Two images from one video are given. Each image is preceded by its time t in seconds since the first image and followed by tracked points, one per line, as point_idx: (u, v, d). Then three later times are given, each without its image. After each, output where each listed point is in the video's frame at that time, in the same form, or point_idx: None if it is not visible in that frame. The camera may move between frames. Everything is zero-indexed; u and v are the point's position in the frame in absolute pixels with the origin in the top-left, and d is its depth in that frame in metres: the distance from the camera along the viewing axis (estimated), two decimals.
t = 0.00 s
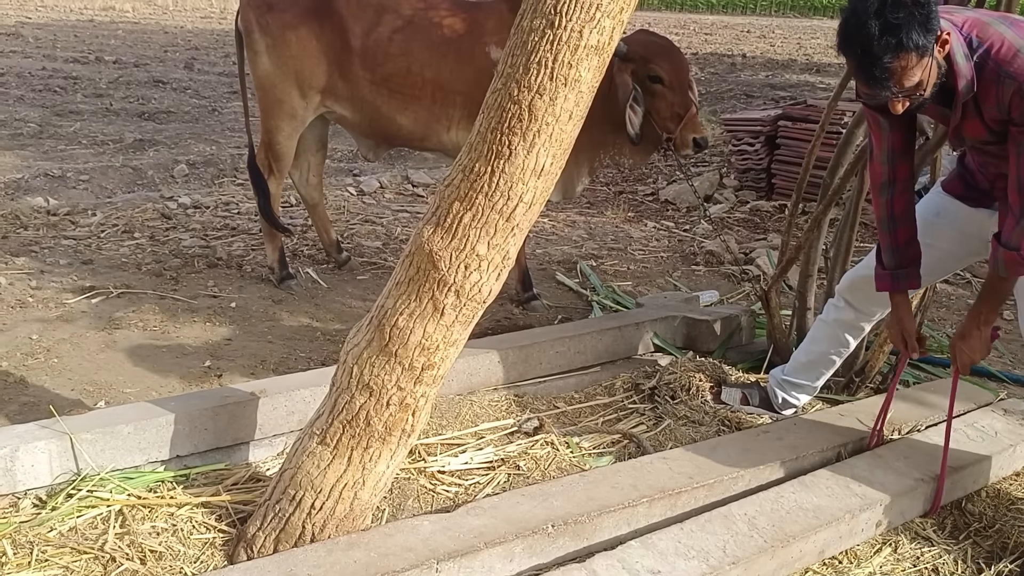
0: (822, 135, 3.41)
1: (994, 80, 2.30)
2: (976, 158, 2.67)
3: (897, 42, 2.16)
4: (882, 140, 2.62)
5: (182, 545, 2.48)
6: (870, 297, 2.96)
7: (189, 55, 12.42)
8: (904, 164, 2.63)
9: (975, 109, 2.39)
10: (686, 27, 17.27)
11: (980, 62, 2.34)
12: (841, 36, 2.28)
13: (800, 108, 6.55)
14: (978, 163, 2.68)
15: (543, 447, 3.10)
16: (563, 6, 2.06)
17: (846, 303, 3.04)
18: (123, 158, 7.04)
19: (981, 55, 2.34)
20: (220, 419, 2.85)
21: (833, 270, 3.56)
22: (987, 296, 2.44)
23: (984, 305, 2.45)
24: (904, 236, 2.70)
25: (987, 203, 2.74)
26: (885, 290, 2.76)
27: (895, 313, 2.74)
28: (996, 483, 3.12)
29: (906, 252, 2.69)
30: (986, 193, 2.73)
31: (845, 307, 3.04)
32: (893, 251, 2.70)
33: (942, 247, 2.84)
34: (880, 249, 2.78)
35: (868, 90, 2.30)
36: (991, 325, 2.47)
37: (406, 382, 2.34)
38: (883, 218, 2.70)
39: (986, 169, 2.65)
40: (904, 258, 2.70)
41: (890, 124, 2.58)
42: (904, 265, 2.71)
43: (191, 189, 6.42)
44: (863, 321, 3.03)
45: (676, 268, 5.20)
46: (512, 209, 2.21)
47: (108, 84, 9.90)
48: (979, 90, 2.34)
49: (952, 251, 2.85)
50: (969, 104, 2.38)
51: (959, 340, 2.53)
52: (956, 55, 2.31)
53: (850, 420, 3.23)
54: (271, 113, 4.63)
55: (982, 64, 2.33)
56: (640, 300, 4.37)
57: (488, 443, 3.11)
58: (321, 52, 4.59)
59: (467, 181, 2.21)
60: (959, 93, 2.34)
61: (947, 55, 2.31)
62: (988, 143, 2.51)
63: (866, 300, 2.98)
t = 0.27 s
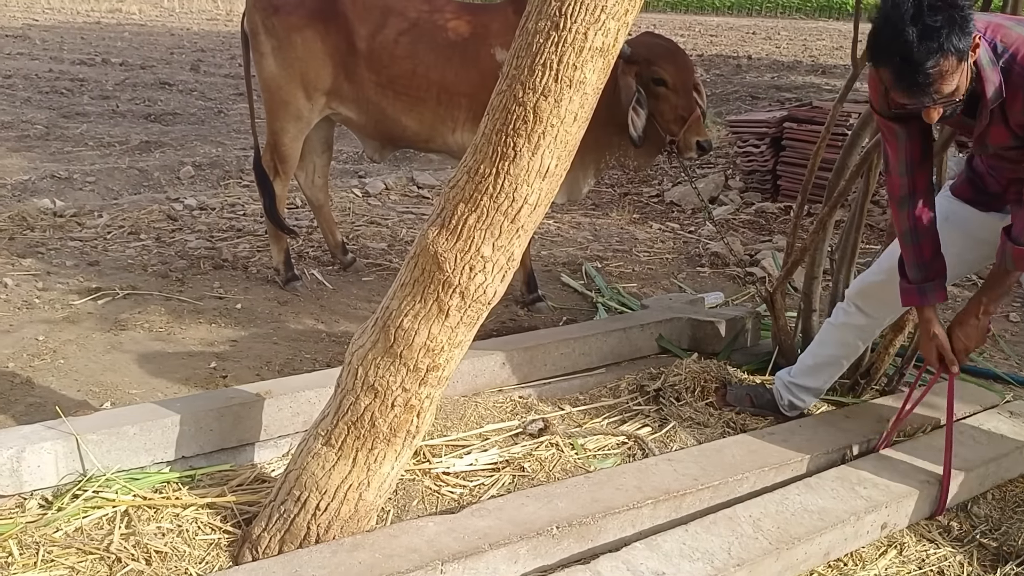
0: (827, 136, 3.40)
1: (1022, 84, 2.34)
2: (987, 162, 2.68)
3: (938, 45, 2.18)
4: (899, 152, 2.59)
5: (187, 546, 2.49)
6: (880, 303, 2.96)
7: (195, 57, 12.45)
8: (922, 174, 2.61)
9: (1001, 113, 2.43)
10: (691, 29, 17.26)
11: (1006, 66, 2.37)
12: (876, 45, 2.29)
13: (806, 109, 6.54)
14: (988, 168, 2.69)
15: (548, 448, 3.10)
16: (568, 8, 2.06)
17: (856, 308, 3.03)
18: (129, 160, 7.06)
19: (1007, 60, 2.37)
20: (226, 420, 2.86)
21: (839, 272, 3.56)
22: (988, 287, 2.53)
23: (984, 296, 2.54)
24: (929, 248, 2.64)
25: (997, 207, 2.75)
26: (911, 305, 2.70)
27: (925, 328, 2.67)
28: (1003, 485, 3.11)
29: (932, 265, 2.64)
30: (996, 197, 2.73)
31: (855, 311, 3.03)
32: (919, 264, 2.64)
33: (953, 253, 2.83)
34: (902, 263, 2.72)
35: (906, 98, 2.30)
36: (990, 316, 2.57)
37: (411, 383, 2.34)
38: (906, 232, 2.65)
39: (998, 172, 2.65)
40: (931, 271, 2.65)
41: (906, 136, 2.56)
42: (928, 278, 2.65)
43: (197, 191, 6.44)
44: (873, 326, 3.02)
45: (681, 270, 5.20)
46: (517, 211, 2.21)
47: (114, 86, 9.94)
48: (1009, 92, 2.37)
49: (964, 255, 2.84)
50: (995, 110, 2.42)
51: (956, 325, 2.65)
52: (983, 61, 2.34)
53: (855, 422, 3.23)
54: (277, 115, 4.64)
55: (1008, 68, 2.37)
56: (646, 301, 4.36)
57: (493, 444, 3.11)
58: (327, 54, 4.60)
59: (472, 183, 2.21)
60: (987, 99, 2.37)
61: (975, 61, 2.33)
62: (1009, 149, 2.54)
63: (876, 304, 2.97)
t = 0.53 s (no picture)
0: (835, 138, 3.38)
1: None
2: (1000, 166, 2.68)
3: (1005, 37, 2.17)
4: (918, 155, 2.61)
5: (193, 548, 2.49)
6: (888, 307, 2.95)
7: (201, 60, 12.48)
8: (941, 176, 2.61)
9: None
10: (697, 31, 17.24)
11: None
12: (933, 48, 2.27)
13: (812, 112, 6.53)
14: (1000, 171, 2.69)
15: (555, 451, 3.10)
16: (575, 11, 2.06)
17: (865, 313, 3.03)
18: (136, 162, 7.08)
19: None
20: (232, 422, 2.86)
21: (846, 274, 3.55)
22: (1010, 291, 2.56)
23: (1008, 300, 2.56)
24: (946, 251, 2.63)
25: (1008, 210, 2.75)
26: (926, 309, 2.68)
27: (939, 336, 2.65)
28: (1011, 489, 3.10)
29: (949, 268, 2.63)
30: (1006, 199, 2.73)
31: (863, 315, 3.03)
32: (936, 267, 2.63)
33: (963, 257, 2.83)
34: (917, 267, 2.71)
35: (973, 97, 2.28)
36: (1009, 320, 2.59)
37: (418, 386, 2.34)
38: (924, 235, 2.64)
39: (1011, 175, 2.66)
40: (948, 274, 2.63)
41: (927, 138, 2.58)
42: (946, 281, 2.64)
43: (203, 193, 6.45)
44: (881, 329, 3.02)
45: (688, 272, 5.19)
46: (523, 213, 2.21)
47: (121, 89, 9.96)
48: None
49: (974, 260, 2.84)
50: None
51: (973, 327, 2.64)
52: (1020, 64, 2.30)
53: (863, 425, 3.22)
54: (284, 118, 4.65)
55: None
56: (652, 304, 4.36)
57: (499, 447, 3.11)
58: (333, 57, 4.61)
59: (478, 185, 2.21)
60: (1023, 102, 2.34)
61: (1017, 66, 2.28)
62: None
63: (884, 309, 2.96)
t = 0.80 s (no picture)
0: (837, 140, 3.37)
1: None
2: (1004, 167, 2.68)
3: None
4: (929, 156, 2.57)
5: (196, 551, 2.49)
6: (887, 309, 2.94)
7: (203, 61, 12.49)
8: (950, 178, 2.58)
9: None
10: (699, 32, 17.24)
11: None
12: (978, 48, 2.11)
13: (814, 113, 6.52)
14: (1003, 173, 2.69)
15: (557, 453, 3.09)
16: (577, 13, 2.05)
17: (864, 314, 3.01)
18: (138, 164, 7.09)
19: None
20: (234, 424, 2.86)
21: (849, 276, 3.55)
22: None
23: None
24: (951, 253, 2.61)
25: (1010, 211, 2.73)
26: (928, 310, 2.66)
27: (938, 333, 2.65)
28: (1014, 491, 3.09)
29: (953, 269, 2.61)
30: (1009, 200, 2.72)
31: (862, 316, 3.01)
32: (940, 269, 2.61)
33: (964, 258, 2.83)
34: (921, 268, 2.69)
35: (1018, 97, 2.13)
36: None
37: (420, 388, 2.34)
38: (930, 237, 2.61)
39: (1015, 177, 2.65)
40: (950, 276, 2.62)
41: (939, 139, 2.55)
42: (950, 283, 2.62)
43: (205, 195, 6.46)
44: (881, 330, 3.00)
45: (690, 274, 5.18)
46: (526, 216, 2.21)
47: (124, 90, 9.97)
48: None
49: (975, 261, 2.84)
50: None
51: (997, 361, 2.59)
52: None
53: (865, 427, 3.21)
54: (286, 119, 4.65)
55: None
56: (654, 305, 4.35)
57: (501, 448, 3.11)
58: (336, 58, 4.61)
59: (481, 187, 2.21)
60: None
61: None
62: None
63: (884, 310, 2.94)
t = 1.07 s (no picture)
0: (837, 141, 3.37)
1: None
2: (1004, 167, 2.67)
3: None
4: (930, 157, 2.56)
5: (195, 552, 2.48)
6: (887, 309, 2.93)
7: (203, 61, 12.48)
8: (951, 179, 2.58)
9: None
10: (699, 32, 17.23)
11: None
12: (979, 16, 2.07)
13: (814, 113, 6.52)
14: (1004, 173, 2.68)
15: (557, 454, 3.09)
16: (577, 13, 2.05)
17: (863, 314, 3.00)
18: (138, 164, 7.08)
19: None
20: (234, 425, 2.86)
21: (849, 277, 3.55)
22: None
23: None
24: (952, 254, 2.60)
25: (1010, 212, 2.73)
26: (929, 310, 2.65)
27: (939, 332, 2.63)
28: (1015, 492, 3.08)
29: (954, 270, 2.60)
30: (1010, 201, 2.71)
31: (862, 316, 3.00)
32: (941, 269, 2.60)
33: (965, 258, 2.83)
34: (921, 270, 2.68)
35: (1014, 72, 2.07)
36: None
37: (420, 389, 2.34)
38: (931, 238, 2.59)
39: (1016, 177, 2.65)
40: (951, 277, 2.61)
41: (941, 139, 2.54)
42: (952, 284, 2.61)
43: (205, 195, 6.45)
44: (881, 330, 2.99)
45: (690, 274, 5.18)
46: (525, 216, 2.21)
47: (123, 90, 9.97)
48: None
49: (975, 261, 2.84)
50: None
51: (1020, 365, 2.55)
52: None
53: (866, 428, 3.21)
54: (286, 119, 4.65)
55: None
56: (654, 306, 4.35)
57: (501, 449, 3.10)
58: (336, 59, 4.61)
59: (480, 188, 2.20)
60: None
61: None
62: None
63: (883, 311, 2.94)
